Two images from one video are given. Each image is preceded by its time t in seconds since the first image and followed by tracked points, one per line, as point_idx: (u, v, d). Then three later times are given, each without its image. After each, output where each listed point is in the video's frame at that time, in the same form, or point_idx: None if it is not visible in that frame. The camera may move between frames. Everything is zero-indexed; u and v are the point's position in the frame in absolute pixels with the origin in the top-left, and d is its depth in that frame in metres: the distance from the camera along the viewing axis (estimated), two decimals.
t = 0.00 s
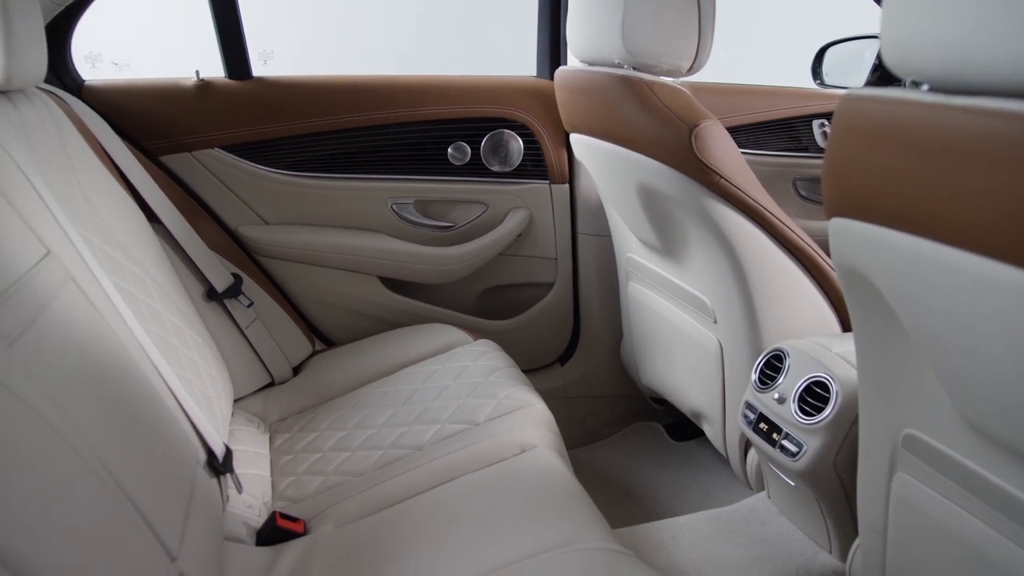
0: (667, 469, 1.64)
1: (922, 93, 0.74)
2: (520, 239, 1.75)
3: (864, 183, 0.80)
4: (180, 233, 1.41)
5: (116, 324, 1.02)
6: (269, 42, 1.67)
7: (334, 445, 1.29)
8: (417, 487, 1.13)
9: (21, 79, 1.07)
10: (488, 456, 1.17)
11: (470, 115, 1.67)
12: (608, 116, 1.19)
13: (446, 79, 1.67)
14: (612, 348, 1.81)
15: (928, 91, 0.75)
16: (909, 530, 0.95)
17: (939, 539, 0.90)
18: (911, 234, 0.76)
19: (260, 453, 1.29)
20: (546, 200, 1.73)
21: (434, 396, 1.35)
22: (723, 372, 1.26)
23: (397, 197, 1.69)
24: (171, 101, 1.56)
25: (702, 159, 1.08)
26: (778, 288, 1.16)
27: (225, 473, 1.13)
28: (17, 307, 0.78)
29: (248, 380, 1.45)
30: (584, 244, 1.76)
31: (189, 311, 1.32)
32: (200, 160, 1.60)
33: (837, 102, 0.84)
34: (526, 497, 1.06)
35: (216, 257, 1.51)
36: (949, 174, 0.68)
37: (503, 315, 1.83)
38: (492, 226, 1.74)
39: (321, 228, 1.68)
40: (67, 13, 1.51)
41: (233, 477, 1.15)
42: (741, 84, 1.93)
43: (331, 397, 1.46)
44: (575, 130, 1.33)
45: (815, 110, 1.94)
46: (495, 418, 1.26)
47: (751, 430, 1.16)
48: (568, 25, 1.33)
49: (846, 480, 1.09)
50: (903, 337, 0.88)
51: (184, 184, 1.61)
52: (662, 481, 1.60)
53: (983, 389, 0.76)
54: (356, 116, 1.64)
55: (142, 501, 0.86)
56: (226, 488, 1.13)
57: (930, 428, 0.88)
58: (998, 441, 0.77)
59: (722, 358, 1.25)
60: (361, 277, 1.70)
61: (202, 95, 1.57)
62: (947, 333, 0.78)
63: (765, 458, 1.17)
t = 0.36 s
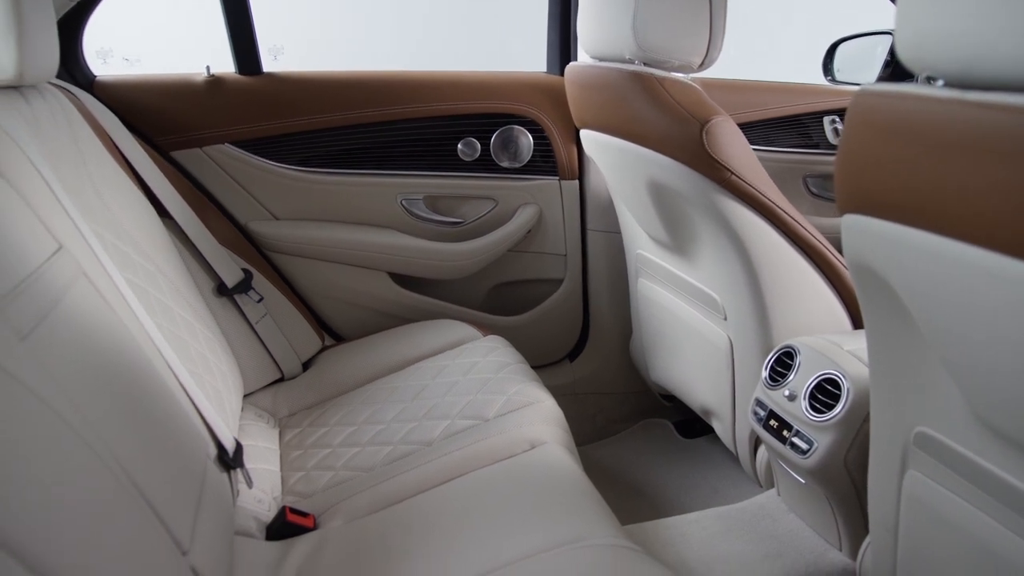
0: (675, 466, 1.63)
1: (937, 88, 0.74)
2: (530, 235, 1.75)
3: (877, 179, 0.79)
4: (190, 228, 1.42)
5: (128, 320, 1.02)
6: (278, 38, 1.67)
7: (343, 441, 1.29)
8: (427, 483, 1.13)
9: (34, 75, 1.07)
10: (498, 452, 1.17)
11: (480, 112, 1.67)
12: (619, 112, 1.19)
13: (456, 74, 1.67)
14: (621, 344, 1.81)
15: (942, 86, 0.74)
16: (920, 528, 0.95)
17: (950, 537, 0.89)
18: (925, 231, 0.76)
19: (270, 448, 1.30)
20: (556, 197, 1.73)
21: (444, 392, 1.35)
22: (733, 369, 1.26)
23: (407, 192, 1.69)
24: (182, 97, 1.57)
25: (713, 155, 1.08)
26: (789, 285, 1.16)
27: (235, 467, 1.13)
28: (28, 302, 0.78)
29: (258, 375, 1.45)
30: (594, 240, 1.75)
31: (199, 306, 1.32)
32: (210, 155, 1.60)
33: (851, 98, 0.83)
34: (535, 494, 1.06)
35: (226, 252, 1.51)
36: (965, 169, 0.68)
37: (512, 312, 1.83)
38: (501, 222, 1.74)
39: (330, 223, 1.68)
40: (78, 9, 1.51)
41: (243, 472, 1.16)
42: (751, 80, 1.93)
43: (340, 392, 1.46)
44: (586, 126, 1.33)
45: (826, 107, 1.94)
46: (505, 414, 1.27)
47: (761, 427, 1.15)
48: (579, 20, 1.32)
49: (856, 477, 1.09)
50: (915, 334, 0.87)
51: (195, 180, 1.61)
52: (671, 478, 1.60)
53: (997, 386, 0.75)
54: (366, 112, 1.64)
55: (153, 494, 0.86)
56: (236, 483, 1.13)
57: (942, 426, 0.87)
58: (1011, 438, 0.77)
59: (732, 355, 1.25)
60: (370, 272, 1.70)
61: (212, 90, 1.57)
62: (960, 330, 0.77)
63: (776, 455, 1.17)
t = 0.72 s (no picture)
0: (685, 463, 1.63)
1: (952, 83, 0.73)
2: (540, 231, 1.75)
3: (892, 175, 0.79)
4: (201, 223, 1.42)
5: (141, 314, 1.02)
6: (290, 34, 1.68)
7: (353, 436, 1.29)
8: (437, 478, 1.13)
9: (46, 70, 1.07)
10: (507, 448, 1.17)
11: (491, 108, 1.67)
12: (630, 108, 1.19)
13: (467, 70, 1.67)
14: (630, 341, 1.80)
15: (958, 81, 0.74)
16: (932, 527, 0.94)
17: (963, 535, 0.89)
18: (940, 227, 0.75)
19: (280, 443, 1.30)
20: (565, 193, 1.73)
21: (453, 388, 1.36)
22: (744, 366, 1.25)
23: (417, 188, 1.69)
24: (193, 92, 1.57)
25: (724, 151, 1.08)
26: (801, 282, 1.15)
27: (246, 462, 1.14)
28: (40, 297, 0.78)
29: (268, 370, 1.46)
30: (604, 237, 1.75)
31: (209, 301, 1.33)
32: (221, 151, 1.61)
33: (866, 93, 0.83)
34: (544, 490, 1.06)
35: (237, 247, 1.52)
36: (982, 164, 0.67)
37: (521, 308, 1.83)
38: (510, 218, 1.74)
39: (340, 219, 1.68)
40: (91, 5, 1.52)
41: (253, 466, 1.16)
42: (762, 76, 1.92)
43: (350, 387, 1.46)
44: (597, 122, 1.32)
45: (837, 103, 1.93)
46: (515, 410, 1.27)
47: (772, 424, 1.15)
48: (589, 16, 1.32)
49: (867, 475, 1.08)
50: (929, 332, 0.87)
51: (206, 175, 1.62)
52: (680, 475, 1.60)
53: (1011, 384, 0.75)
54: (377, 108, 1.64)
55: (164, 487, 0.86)
56: (247, 477, 1.13)
57: (955, 424, 0.87)
58: None
59: (742, 352, 1.25)
60: (380, 268, 1.70)
61: (223, 85, 1.58)
62: (975, 328, 0.77)
63: (786, 452, 1.17)
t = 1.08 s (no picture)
0: (694, 460, 1.63)
1: (968, 78, 0.73)
2: (549, 228, 1.75)
3: (906, 171, 0.78)
4: (211, 219, 1.43)
5: (152, 309, 1.03)
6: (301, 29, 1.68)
7: (363, 431, 1.29)
8: (448, 473, 1.13)
9: (59, 66, 1.08)
10: (517, 444, 1.17)
11: (500, 103, 1.66)
12: (641, 103, 1.18)
13: (477, 66, 1.67)
14: (639, 337, 1.80)
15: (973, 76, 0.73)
16: (943, 525, 0.94)
17: (974, 533, 0.89)
18: (954, 223, 0.74)
19: (290, 438, 1.31)
20: (575, 189, 1.73)
21: (463, 384, 1.36)
22: (754, 363, 1.25)
23: (427, 184, 1.69)
24: (204, 87, 1.57)
25: (736, 147, 1.07)
26: (812, 279, 1.15)
27: (256, 457, 1.14)
28: (52, 292, 0.78)
29: (278, 365, 1.46)
30: (613, 233, 1.75)
31: (219, 296, 1.33)
32: (232, 146, 1.61)
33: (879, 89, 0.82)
34: (553, 486, 1.06)
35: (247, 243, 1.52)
36: (997, 160, 0.67)
37: (530, 304, 1.83)
38: (520, 214, 1.74)
39: (350, 215, 1.68)
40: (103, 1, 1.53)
41: (264, 461, 1.16)
42: (773, 72, 1.92)
43: (360, 382, 1.47)
44: (607, 118, 1.32)
45: (848, 99, 1.93)
46: (525, 406, 1.27)
47: (782, 421, 1.15)
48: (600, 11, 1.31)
49: (878, 473, 1.08)
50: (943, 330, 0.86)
51: (216, 171, 1.62)
52: (689, 472, 1.59)
53: None
54: (387, 104, 1.64)
55: (175, 481, 0.86)
56: (257, 472, 1.14)
57: (967, 422, 0.86)
58: None
59: (753, 349, 1.24)
60: (389, 264, 1.70)
61: (234, 80, 1.58)
62: (988, 326, 0.76)
63: (797, 449, 1.16)
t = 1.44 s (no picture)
0: (703, 458, 1.63)
1: (982, 74, 0.72)
2: (559, 224, 1.74)
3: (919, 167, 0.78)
4: (221, 214, 1.43)
5: (163, 304, 1.03)
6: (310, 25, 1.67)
7: (373, 427, 1.30)
8: (457, 469, 1.13)
9: (69, 62, 1.08)
10: (525, 440, 1.17)
11: (510, 100, 1.66)
12: (651, 99, 1.18)
13: (487, 62, 1.67)
14: (649, 334, 1.80)
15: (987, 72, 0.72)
16: (955, 524, 0.94)
17: (987, 533, 0.88)
18: (968, 220, 0.74)
19: (300, 433, 1.31)
20: (585, 185, 1.72)
21: (472, 380, 1.36)
22: (764, 361, 1.25)
23: (437, 180, 1.69)
24: (214, 83, 1.58)
25: (747, 144, 1.07)
26: (823, 276, 1.14)
27: (266, 452, 1.14)
28: (63, 286, 0.79)
29: (287, 361, 1.47)
30: (623, 230, 1.74)
31: (229, 291, 1.33)
32: (242, 142, 1.62)
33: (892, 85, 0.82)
34: (562, 482, 1.06)
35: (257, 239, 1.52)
36: (1012, 156, 0.66)
37: (539, 301, 1.83)
38: (529, 211, 1.74)
39: (359, 211, 1.69)
40: None
41: (274, 456, 1.17)
42: (783, 69, 1.91)
43: (369, 378, 1.47)
44: (618, 114, 1.32)
45: (859, 96, 1.93)
46: (534, 403, 1.27)
47: (792, 419, 1.15)
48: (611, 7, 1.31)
49: (889, 471, 1.07)
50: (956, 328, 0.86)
51: (226, 167, 1.63)
52: (698, 469, 1.59)
53: None
54: (397, 100, 1.64)
55: (185, 476, 0.87)
56: (267, 467, 1.14)
57: (979, 421, 0.86)
58: None
59: (763, 346, 1.24)
60: (399, 260, 1.71)
61: (244, 77, 1.59)
62: (1002, 323, 0.76)
63: (807, 447, 1.16)
